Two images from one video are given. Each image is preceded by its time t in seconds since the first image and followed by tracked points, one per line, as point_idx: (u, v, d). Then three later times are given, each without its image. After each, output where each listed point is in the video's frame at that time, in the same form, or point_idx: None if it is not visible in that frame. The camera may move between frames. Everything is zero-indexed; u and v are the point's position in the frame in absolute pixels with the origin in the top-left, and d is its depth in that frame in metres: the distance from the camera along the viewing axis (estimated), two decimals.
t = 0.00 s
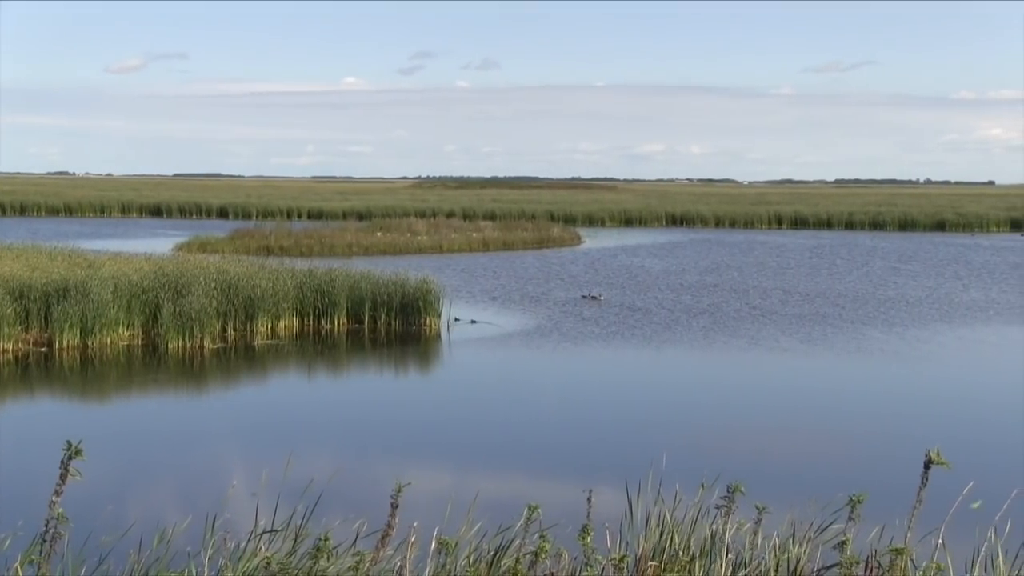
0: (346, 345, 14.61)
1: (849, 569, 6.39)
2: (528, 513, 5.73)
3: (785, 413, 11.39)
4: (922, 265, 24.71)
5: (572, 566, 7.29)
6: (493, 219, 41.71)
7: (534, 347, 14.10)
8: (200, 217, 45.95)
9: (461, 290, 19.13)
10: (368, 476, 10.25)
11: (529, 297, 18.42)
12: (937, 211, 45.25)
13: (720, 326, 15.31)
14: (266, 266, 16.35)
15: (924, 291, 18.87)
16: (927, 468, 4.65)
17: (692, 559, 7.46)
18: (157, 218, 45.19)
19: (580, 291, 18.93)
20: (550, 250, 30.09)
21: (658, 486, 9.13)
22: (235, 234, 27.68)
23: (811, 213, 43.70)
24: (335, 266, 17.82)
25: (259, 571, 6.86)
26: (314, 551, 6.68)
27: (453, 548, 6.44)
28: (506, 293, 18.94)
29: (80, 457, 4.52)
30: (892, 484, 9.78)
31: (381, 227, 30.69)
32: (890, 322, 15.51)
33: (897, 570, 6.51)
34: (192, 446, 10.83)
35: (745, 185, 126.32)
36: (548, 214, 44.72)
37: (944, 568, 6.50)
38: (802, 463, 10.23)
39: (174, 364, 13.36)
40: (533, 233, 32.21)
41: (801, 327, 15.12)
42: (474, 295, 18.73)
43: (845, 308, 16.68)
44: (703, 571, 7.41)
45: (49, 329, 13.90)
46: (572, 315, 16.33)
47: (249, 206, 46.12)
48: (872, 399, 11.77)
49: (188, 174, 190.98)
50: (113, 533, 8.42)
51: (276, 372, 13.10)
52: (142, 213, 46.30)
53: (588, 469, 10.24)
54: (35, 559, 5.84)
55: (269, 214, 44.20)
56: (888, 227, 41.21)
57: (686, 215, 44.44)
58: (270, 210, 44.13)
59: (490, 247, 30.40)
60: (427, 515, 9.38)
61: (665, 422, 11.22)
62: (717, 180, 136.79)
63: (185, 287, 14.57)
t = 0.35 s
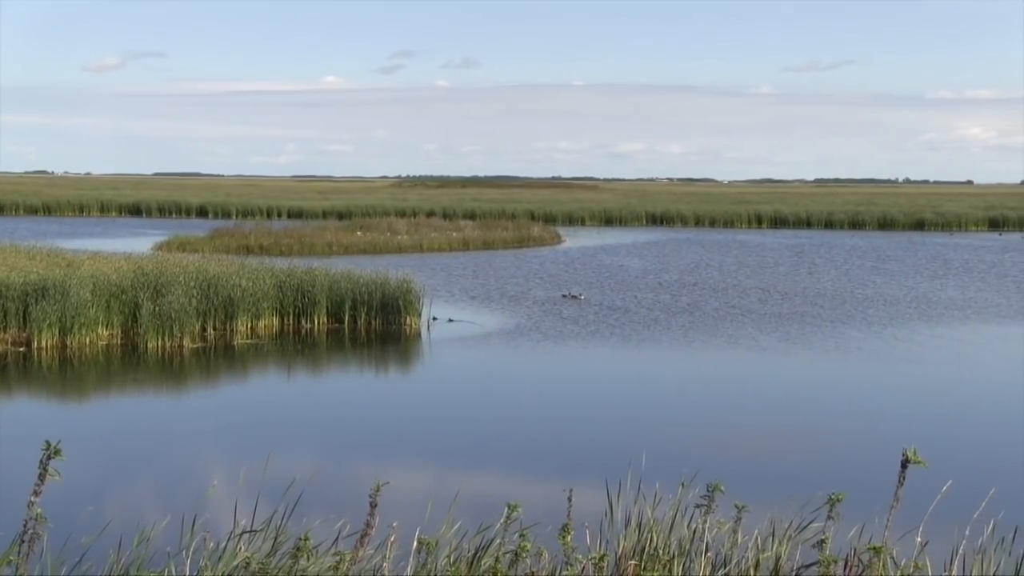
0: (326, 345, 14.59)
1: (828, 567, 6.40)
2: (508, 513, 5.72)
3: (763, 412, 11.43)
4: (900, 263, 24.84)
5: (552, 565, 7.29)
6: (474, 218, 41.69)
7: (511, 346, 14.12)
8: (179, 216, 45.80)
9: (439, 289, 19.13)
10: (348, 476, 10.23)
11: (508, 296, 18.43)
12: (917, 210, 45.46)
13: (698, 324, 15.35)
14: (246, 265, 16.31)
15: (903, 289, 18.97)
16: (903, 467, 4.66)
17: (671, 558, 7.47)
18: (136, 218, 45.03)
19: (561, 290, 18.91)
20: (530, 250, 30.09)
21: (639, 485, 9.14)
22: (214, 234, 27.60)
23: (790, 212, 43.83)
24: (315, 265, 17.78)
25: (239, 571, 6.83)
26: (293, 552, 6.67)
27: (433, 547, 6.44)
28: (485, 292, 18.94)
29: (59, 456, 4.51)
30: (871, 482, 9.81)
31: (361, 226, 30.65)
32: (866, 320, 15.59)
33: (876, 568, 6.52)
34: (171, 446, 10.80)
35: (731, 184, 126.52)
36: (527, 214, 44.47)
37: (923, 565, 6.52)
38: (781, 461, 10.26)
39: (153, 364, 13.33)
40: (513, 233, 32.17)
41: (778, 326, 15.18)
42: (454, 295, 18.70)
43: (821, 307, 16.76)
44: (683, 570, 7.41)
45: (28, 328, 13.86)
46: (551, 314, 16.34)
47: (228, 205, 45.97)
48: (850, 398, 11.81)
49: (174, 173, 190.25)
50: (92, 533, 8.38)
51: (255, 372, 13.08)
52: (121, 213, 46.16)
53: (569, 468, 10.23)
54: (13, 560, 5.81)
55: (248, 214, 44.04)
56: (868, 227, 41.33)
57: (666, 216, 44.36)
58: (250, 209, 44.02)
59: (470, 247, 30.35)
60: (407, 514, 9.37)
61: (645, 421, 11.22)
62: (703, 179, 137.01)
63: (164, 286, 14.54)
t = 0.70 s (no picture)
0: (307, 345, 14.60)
1: (809, 568, 6.40)
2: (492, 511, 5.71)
3: (742, 411, 11.44)
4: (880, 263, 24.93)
5: (533, 565, 7.29)
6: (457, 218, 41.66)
7: (490, 346, 14.14)
8: (161, 216, 45.78)
9: (419, 289, 19.14)
10: (329, 476, 10.23)
11: (488, 296, 18.44)
12: (896, 210, 45.58)
13: (677, 324, 15.39)
14: (227, 266, 16.31)
15: (883, 289, 19.03)
16: (885, 465, 4.64)
17: (652, 558, 7.48)
18: (118, 218, 44.91)
19: (542, 291, 18.90)
20: (512, 249, 30.12)
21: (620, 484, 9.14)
22: (195, 234, 27.58)
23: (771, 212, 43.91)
24: (295, 266, 17.77)
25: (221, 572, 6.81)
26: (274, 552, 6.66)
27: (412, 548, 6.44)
28: (465, 292, 18.96)
29: (40, 458, 4.50)
30: (852, 481, 9.82)
31: (342, 226, 30.68)
32: (842, 319, 15.64)
33: (857, 567, 6.53)
34: (152, 447, 10.79)
35: (720, 184, 126.64)
36: (509, 215, 44.51)
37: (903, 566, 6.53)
38: (761, 461, 10.27)
39: (134, 364, 13.32)
40: (495, 233, 32.19)
41: (756, 325, 15.22)
42: (434, 294, 18.72)
43: (799, 306, 16.81)
44: (663, 570, 7.41)
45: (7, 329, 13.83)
46: (531, 314, 16.34)
47: (209, 205, 45.91)
48: (829, 397, 11.84)
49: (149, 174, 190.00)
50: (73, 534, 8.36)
51: (235, 372, 13.07)
52: (102, 213, 46.09)
53: (550, 468, 10.24)
54: None
55: (230, 215, 43.94)
56: (849, 227, 41.43)
57: (648, 216, 44.23)
58: (231, 209, 44.03)
59: (452, 247, 30.36)
60: (388, 514, 9.37)
61: (625, 421, 11.22)
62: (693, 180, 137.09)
63: (145, 287, 14.53)
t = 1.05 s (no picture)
0: (291, 346, 14.59)
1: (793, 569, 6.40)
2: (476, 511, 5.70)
3: (725, 412, 11.46)
4: (863, 264, 25.01)
5: (516, 566, 7.28)
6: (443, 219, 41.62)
7: (472, 346, 14.15)
8: (144, 217, 45.78)
9: (403, 290, 19.14)
10: (313, 477, 10.22)
11: (472, 297, 18.44)
12: (880, 212, 45.70)
13: (659, 325, 15.41)
14: (211, 266, 16.30)
15: (866, 291, 19.08)
16: (867, 467, 4.63)
17: (636, 559, 7.47)
18: (101, 219, 44.75)
19: (529, 292, 18.88)
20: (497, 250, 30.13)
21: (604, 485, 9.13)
22: (178, 234, 27.54)
23: (755, 214, 44.02)
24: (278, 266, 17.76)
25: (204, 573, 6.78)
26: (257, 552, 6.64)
27: (396, 548, 6.42)
28: (449, 293, 18.96)
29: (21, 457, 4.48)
30: (835, 483, 9.83)
31: (325, 227, 30.68)
32: (823, 320, 15.66)
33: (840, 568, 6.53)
34: (135, 448, 10.76)
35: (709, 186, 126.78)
36: (494, 216, 44.50)
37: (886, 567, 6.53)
38: (745, 462, 10.28)
39: (118, 365, 13.30)
40: (479, 234, 32.21)
41: (738, 326, 15.24)
42: (418, 295, 18.73)
43: (781, 307, 16.84)
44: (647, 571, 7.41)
45: None
46: (514, 316, 16.33)
47: (194, 205, 45.92)
48: (811, 398, 11.87)
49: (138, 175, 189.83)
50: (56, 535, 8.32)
51: (218, 373, 13.07)
52: (85, 213, 45.99)
53: (533, 469, 10.24)
54: None
55: (214, 215, 43.92)
56: (833, 229, 41.55)
57: (632, 217, 44.18)
58: (216, 209, 44.01)
59: (436, 247, 30.35)
60: (372, 515, 9.36)
61: (608, 422, 11.23)
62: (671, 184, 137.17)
63: (129, 287, 14.52)
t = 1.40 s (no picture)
0: (276, 347, 14.58)
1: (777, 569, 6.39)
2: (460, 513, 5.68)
3: (710, 413, 11.47)
4: (847, 266, 25.03)
5: (501, 567, 7.26)
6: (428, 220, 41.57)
7: (455, 348, 14.12)
8: (128, 219, 45.66)
9: (387, 291, 19.09)
10: (298, 479, 10.21)
11: (457, 299, 18.41)
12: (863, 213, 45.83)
13: (641, 326, 15.40)
14: (196, 267, 16.29)
15: (851, 291, 19.12)
16: (852, 469, 4.60)
17: (621, 560, 7.46)
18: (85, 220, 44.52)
19: (513, 293, 18.83)
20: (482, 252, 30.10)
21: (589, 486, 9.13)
22: (163, 236, 27.43)
23: (740, 215, 44.10)
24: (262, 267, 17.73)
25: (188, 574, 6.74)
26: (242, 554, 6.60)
27: (382, 551, 6.38)
28: (433, 295, 18.93)
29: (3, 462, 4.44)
30: (818, 483, 9.85)
31: (310, 228, 30.62)
32: (805, 322, 15.67)
33: (823, 569, 6.51)
34: (120, 449, 10.73)
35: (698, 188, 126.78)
36: (478, 217, 44.44)
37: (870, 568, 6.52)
38: (729, 462, 10.29)
39: (102, 367, 13.27)
40: (465, 235, 32.18)
41: (720, 328, 15.25)
42: (402, 297, 18.72)
43: (764, 309, 16.84)
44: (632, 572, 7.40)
45: None
46: (499, 317, 16.30)
47: (178, 206, 45.82)
48: (795, 398, 11.88)
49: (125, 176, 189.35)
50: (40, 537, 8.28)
51: (203, 374, 13.04)
52: (68, 214, 45.81)
53: (518, 470, 10.24)
54: None
55: (198, 215, 43.84)
56: (817, 229, 41.66)
57: (616, 218, 44.14)
58: (200, 210, 43.96)
59: (421, 248, 30.30)
60: (357, 518, 9.35)
61: (593, 424, 11.23)
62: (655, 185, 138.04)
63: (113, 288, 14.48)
